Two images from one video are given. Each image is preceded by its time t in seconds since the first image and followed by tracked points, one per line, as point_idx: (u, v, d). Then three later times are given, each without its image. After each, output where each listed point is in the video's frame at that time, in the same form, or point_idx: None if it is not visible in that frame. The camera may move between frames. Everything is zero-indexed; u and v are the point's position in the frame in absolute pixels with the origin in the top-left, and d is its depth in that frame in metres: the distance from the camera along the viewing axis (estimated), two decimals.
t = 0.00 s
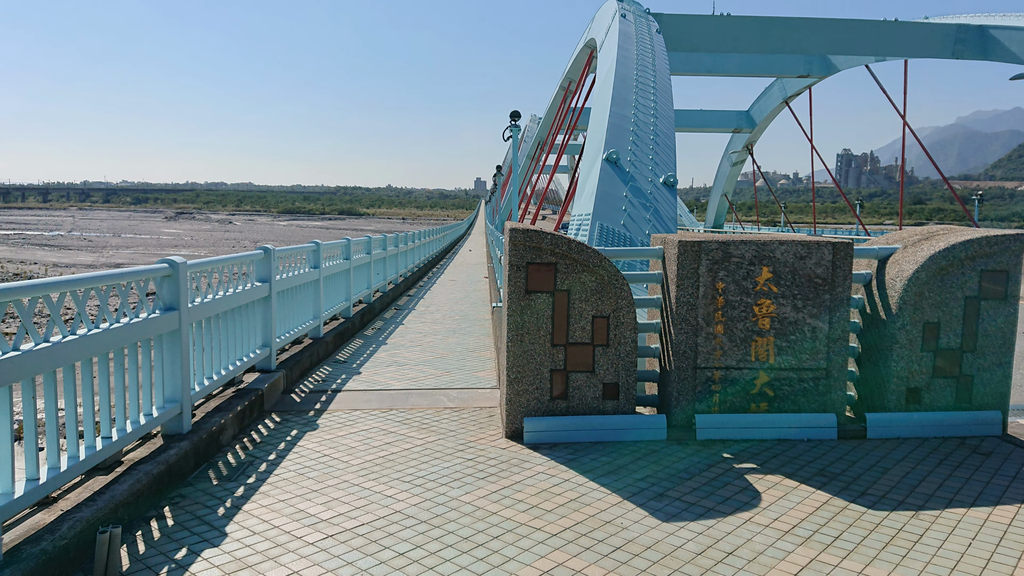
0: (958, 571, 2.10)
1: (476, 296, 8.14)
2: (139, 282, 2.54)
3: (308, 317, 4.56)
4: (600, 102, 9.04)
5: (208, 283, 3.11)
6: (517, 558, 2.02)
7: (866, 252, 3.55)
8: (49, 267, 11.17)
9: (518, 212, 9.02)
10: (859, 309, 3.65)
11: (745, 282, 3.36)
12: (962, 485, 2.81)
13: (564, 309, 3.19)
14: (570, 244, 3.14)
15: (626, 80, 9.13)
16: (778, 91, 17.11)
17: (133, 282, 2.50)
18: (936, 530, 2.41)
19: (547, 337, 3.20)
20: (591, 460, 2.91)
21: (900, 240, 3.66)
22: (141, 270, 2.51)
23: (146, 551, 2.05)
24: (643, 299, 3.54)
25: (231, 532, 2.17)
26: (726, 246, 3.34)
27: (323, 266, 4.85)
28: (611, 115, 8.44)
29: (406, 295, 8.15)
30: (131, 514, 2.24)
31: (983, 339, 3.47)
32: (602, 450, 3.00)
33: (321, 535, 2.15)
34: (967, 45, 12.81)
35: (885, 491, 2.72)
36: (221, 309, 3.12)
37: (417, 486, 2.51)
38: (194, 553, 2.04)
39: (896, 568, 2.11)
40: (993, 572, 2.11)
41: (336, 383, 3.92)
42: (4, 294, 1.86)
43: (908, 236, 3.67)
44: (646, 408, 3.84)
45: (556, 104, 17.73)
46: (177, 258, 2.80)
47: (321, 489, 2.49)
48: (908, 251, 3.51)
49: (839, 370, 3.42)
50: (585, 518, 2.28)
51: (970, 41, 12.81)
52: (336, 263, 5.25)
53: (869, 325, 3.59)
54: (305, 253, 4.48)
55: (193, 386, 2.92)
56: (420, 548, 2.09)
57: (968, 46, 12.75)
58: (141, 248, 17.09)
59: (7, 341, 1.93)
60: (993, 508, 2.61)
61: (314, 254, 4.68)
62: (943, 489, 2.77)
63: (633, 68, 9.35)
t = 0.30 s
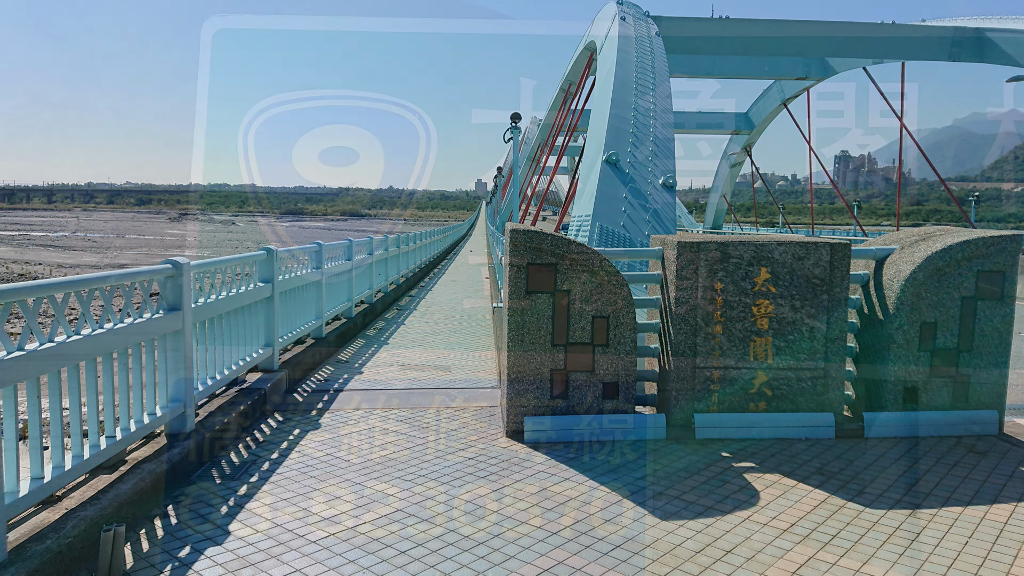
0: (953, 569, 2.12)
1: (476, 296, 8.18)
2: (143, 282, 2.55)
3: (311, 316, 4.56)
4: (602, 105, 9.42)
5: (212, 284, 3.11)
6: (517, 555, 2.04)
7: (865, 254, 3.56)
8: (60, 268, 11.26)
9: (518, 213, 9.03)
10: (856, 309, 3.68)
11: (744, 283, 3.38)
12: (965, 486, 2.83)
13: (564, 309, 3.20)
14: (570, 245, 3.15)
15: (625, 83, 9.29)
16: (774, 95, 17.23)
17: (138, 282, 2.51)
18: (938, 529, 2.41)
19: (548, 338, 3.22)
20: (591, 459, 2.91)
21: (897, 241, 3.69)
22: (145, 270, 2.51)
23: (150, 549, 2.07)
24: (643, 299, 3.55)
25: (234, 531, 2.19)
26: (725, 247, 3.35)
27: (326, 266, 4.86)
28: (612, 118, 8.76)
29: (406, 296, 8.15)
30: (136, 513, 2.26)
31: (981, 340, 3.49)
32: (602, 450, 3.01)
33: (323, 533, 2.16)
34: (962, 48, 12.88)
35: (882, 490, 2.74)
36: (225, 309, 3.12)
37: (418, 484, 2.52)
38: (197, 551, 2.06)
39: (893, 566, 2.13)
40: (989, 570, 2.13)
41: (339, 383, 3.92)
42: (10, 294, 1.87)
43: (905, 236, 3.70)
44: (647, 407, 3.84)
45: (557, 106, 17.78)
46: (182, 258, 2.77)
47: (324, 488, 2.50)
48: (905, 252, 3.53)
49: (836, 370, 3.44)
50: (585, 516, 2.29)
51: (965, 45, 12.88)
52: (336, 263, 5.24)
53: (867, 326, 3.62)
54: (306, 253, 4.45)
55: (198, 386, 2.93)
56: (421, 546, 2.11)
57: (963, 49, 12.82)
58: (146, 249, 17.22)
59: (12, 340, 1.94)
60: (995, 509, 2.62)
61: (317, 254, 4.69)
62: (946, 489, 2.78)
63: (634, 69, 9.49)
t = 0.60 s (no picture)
0: (950, 568, 2.13)
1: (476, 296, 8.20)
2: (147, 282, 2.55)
3: (313, 316, 4.56)
4: (601, 107, 9.50)
5: (215, 284, 3.10)
6: (517, 554, 2.05)
7: (862, 255, 3.58)
8: (65, 268, 11.35)
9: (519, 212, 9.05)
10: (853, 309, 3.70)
11: (744, 284, 3.39)
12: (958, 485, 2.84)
13: (564, 309, 3.22)
14: (570, 245, 3.17)
15: (624, 85, 9.34)
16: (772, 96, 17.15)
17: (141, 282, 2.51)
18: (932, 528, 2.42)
19: (548, 338, 3.23)
20: (592, 457, 2.92)
21: (894, 242, 3.71)
22: (148, 269, 2.51)
23: (154, 547, 2.08)
24: (642, 299, 3.56)
25: (237, 529, 2.19)
26: (724, 247, 3.37)
27: (328, 267, 4.87)
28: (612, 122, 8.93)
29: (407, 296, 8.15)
30: (141, 511, 2.27)
31: (976, 340, 3.52)
32: (603, 448, 3.01)
33: (325, 532, 2.17)
34: (960, 50, 12.87)
35: (880, 489, 2.75)
36: (227, 309, 3.12)
37: (419, 483, 2.53)
38: (200, 550, 2.06)
39: (891, 564, 2.14)
40: (986, 568, 2.14)
41: (341, 382, 3.91)
42: (17, 295, 1.87)
43: (902, 237, 3.72)
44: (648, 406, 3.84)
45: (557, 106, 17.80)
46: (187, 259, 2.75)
47: (326, 487, 2.50)
48: (901, 253, 3.56)
49: (835, 370, 3.43)
50: (585, 515, 2.30)
51: (962, 47, 12.88)
52: (338, 263, 5.24)
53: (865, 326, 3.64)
54: (309, 254, 4.46)
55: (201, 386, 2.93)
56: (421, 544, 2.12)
57: (960, 52, 12.83)
58: (149, 248, 17.27)
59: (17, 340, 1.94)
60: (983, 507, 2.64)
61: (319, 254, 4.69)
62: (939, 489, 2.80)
63: (633, 68, 9.47)
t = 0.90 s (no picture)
0: (946, 567, 2.13)
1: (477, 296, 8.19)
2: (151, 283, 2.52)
3: (314, 317, 4.54)
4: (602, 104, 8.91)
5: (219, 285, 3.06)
6: (518, 552, 2.06)
7: (859, 256, 3.59)
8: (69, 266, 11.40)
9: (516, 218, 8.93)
10: (852, 309, 3.72)
11: (743, 284, 3.40)
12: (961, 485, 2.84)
13: (564, 310, 3.23)
14: (569, 247, 3.18)
15: (623, 85, 8.78)
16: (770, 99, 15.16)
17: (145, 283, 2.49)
18: (936, 527, 2.42)
19: (548, 338, 3.25)
20: (593, 457, 2.92)
21: (891, 242, 3.73)
22: (152, 271, 2.49)
23: (158, 545, 2.10)
24: (643, 299, 3.52)
25: (240, 527, 2.20)
26: (724, 248, 3.37)
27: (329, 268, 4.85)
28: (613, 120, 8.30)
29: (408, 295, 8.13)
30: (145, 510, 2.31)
31: (973, 339, 3.54)
32: (603, 446, 3.01)
33: (328, 530, 2.17)
34: (958, 52, 11.85)
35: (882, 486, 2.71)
36: (231, 309, 3.09)
37: (421, 482, 2.53)
38: (203, 548, 2.07)
39: (890, 563, 2.12)
40: (984, 567, 2.15)
41: (343, 382, 3.90)
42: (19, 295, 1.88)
43: (899, 238, 3.73)
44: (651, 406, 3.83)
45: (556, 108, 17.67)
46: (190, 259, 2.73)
47: (328, 486, 2.50)
48: (898, 253, 3.58)
49: (833, 370, 3.44)
50: (585, 514, 2.30)
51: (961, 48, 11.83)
52: (339, 264, 5.22)
53: (863, 325, 3.64)
54: (310, 255, 4.43)
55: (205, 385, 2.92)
56: (422, 543, 2.12)
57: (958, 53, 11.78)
58: (150, 246, 17.29)
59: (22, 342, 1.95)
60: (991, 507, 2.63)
61: (319, 255, 4.66)
62: (943, 489, 2.79)
63: (634, 64, 8.97)
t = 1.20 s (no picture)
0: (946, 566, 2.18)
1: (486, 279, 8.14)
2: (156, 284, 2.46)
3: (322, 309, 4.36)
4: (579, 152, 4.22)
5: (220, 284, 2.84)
6: (517, 551, 2.10)
7: (857, 256, 2.59)
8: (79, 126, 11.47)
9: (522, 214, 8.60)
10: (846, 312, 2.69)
11: (727, 279, 2.63)
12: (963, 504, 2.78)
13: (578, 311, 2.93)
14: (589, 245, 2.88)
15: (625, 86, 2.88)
16: None
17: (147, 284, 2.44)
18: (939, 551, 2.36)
19: (548, 338, 2.70)
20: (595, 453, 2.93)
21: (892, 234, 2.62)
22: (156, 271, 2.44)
23: (162, 545, 2.20)
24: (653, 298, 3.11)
25: (243, 526, 2.27)
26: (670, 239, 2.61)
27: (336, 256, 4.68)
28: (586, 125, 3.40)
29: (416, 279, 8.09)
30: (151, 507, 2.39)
31: (983, 352, 2.51)
32: (602, 451, 2.60)
33: (330, 528, 2.22)
34: None
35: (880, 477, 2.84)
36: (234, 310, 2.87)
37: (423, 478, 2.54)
38: (206, 547, 2.15)
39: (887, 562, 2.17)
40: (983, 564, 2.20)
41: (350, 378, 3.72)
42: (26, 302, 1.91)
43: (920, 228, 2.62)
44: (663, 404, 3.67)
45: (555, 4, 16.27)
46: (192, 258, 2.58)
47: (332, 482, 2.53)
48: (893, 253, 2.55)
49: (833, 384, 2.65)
50: (586, 510, 2.33)
51: None
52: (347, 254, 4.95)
53: (902, 339, 2.60)
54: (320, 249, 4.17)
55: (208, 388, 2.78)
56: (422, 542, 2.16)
57: None
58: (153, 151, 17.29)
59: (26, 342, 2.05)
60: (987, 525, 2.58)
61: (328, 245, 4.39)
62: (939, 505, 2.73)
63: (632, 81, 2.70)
